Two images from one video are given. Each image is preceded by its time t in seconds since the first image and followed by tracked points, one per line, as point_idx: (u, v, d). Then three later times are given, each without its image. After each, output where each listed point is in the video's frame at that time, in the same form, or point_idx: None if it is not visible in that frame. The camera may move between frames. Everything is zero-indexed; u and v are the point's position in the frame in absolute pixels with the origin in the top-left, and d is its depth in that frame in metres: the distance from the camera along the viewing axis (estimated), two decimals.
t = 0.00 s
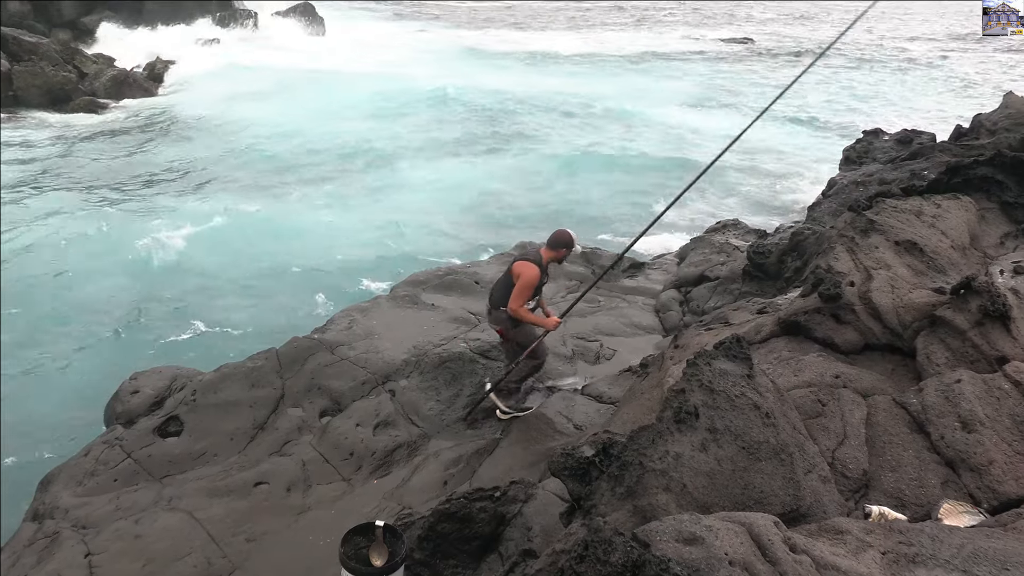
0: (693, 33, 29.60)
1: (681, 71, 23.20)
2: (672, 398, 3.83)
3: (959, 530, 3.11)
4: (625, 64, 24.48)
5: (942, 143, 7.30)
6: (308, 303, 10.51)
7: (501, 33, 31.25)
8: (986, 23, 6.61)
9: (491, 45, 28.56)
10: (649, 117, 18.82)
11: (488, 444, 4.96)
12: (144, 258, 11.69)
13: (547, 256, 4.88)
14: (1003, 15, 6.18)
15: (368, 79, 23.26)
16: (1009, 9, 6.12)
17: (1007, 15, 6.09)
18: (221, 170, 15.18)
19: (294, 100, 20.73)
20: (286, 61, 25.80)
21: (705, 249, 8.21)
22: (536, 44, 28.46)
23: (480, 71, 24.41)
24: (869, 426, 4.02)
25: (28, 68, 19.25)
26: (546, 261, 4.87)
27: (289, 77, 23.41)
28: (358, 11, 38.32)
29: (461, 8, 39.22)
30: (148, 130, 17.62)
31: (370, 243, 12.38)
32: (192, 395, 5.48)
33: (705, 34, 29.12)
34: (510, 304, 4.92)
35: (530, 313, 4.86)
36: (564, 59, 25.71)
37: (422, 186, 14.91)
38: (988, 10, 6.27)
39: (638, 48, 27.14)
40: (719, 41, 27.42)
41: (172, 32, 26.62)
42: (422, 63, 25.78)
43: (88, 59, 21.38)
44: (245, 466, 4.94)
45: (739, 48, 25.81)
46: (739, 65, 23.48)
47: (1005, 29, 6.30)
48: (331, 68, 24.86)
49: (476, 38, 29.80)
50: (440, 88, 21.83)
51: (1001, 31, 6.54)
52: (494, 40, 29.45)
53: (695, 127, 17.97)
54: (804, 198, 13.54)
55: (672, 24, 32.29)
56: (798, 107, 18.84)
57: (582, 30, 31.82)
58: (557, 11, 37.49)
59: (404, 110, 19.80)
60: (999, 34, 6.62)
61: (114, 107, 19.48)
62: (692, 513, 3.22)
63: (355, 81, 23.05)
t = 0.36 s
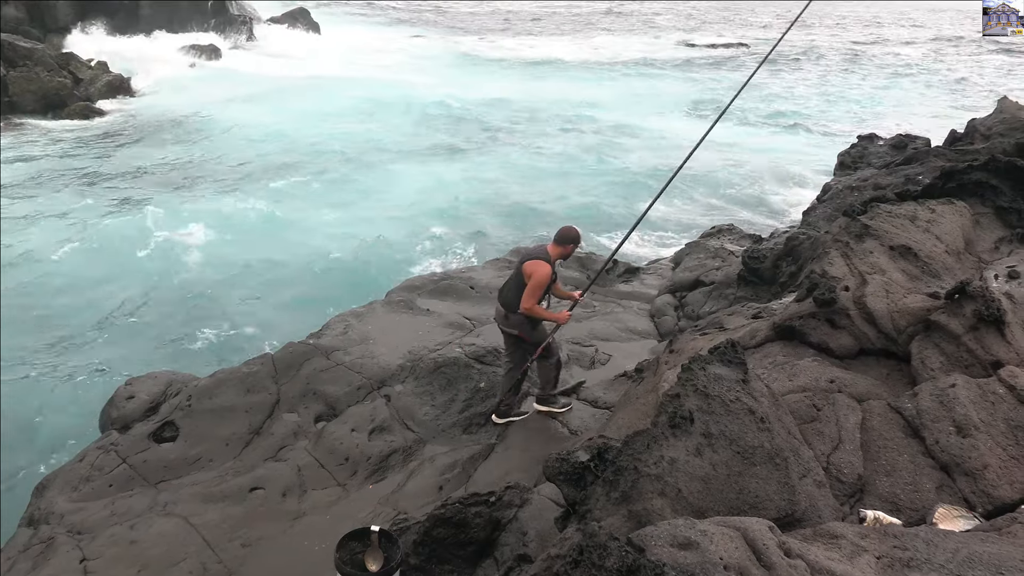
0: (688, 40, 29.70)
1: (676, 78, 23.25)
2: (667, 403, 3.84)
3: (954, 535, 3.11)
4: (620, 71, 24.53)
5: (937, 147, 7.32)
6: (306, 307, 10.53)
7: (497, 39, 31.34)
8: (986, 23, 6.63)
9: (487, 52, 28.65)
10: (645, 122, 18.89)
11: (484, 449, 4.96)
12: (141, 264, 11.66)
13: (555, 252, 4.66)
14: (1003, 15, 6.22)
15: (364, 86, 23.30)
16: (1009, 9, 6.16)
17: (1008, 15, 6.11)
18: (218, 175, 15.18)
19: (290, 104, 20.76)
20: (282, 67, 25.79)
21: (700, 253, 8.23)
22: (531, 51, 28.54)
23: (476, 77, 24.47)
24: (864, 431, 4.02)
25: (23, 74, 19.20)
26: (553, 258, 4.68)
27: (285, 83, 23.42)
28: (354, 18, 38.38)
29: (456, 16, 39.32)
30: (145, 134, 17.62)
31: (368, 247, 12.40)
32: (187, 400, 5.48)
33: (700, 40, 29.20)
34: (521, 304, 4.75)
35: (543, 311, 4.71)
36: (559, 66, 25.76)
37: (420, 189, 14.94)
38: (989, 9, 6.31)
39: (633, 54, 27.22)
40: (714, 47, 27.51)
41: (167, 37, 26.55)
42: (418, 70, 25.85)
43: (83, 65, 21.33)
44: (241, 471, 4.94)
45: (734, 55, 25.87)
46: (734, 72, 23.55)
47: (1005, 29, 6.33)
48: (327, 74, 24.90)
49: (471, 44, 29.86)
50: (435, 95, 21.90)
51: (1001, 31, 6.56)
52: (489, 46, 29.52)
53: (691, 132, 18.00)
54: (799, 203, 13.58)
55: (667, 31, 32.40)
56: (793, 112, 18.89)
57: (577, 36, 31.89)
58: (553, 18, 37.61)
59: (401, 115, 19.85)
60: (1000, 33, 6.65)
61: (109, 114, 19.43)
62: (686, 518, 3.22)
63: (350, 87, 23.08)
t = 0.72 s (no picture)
0: (686, 41, 29.70)
1: (674, 80, 23.26)
2: (665, 405, 3.85)
3: (952, 536, 3.11)
4: (619, 73, 24.54)
5: (935, 150, 7.32)
6: (304, 309, 10.54)
7: (495, 41, 31.33)
8: (986, 23, 6.62)
9: (485, 54, 28.62)
10: (644, 124, 18.89)
11: (482, 451, 4.96)
12: (140, 267, 11.66)
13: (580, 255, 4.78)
14: (1003, 15, 6.21)
15: (362, 88, 23.26)
16: (1009, 9, 6.16)
17: (1007, 15, 6.11)
18: (216, 176, 15.16)
19: (289, 106, 20.73)
20: (279, 70, 25.78)
21: (698, 255, 8.23)
22: (530, 53, 28.56)
23: (475, 80, 24.47)
24: (862, 433, 4.03)
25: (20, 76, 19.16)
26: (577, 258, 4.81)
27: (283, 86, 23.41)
28: (352, 20, 38.38)
29: (455, 18, 39.32)
30: (143, 135, 17.59)
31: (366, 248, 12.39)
32: (186, 402, 5.49)
33: (698, 42, 29.20)
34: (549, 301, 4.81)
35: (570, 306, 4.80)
36: (557, 68, 25.75)
37: (419, 190, 14.93)
38: (989, 9, 6.31)
39: (632, 57, 27.21)
40: (712, 49, 27.53)
41: (165, 39, 26.54)
42: (416, 73, 25.83)
43: (80, 67, 21.24)
44: (239, 473, 4.94)
45: (733, 57, 25.89)
46: (732, 74, 23.55)
47: (1005, 29, 6.33)
48: (326, 77, 24.91)
49: (470, 46, 29.86)
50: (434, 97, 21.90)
51: (1001, 31, 6.56)
52: (488, 48, 29.51)
53: (689, 134, 17.99)
54: (798, 205, 13.58)
55: (665, 32, 32.40)
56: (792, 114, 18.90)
57: (576, 38, 31.88)
58: (551, 20, 37.61)
59: (399, 117, 19.84)
60: (1000, 34, 6.65)
61: (106, 116, 19.37)
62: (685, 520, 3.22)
63: (347, 89, 23.07)
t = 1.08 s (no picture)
0: (685, 40, 29.66)
1: (674, 79, 23.21)
2: (665, 403, 3.85)
3: (952, 534, 3.11)
4: (619, 72, 24.52)
5: (934, 148, 7.32)
6: (304, 309, 10.53)
7: (494, 40, 31.26)
8: (986, 23, 6.64)
9: (484, 53, 28.56)
10: (643, 124, 18.86)
11: (481, 451, 4.96)
12: (139, 268, 11.64)
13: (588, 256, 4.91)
14: (1003, 15, 6.22)
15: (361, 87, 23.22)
16: (1009, 9, 6.17)
17: (1007, 15, 6.12)
18: (216, 176, 15.14)
19: (288, 106, 20.70)
20: (278, 69, 25.73)
21: (698, 254, 8.23)
22: (529, 52, 28.50)
23: (474, 79, 24.41)
24: (861, 430, 4.03)
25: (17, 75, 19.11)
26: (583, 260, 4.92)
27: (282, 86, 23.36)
28: (351, 20, 38.29)
29: (454, 17, 39.24)
30: (142, 134, 17.52)
31: (366, 248, 12.39)
32: (185, 401, 5.48)
33: (697, 41, 29.15)
34: (557, 297, 4.89)
35: (578, 304, 4.88)
36: (556, 68, 25.73)
37: (418, 190, 14.92)
38: (989, 10, 6.32)
39: (631, 56, 27.18)
40: (711, 48, 27.49)
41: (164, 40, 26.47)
42: (415, 72, 25.78)
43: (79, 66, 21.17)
44: (239, 473, 4.94)
45: (732, 56, 25.86)
46: (732, 73, 23.51)
47: (1005, 29, 6.35)
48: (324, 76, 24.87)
49: (469, 45, 29.79)
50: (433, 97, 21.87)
51: (1001, 31, 6.57)
52: (487, 47, 29.46)
53: (688, 133, 17.95)
54: (797, 203, 13.57)
55: (664, 31, 32.37)
56: (791, 112, 18.87)
57: (575, 38, 31.83)
58: (550, 19, 37.56)
59: (399, 116, 19.84)
60: (1000, 33, 6.67)
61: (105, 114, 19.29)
62: (684, 518, 3.22)
63: (346, 89, 23.03)
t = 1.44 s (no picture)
0: (686, 40, 29.61)
1: (674, 79, 23.18)
2: (664, 403, 3.85)
3: (950, 533, 3.12)
4: (618, 72, 24.50)
5: (932, 147, 7.32)
6: (302, 309, 10.52)
7: (494, 40, 31.22)
8: (986, 23, 6.65)
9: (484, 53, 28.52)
10: (642, 123, 18.84)
11: (480, 450, 4.96)
12: (136, 266, 11.64)
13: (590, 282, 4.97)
14: (1003, 14, 6.23)
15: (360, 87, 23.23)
16: (1009, 9, 6.18)
17: (1008, 16, 6.13)
18: (213, 175, 15.11)
19: (286, 106, 20.68)
20: (277, 69, 25.65)
21: (696, 253, 8.24)
22: (528, 52, 28.46)
23: (473, 79, 24.38)
24: (860, 429, 4.03)
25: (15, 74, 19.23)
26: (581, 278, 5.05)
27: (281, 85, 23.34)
28: (350, 19, 38.22)
29: (453, 17, 39.16)
30: (139, 133, 17.48)
31: (365, 248, 12.37)
32: (184, 402, 5.47)
33: (697, 40, 29.14)
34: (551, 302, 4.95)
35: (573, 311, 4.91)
36: (556, 67, 25.69)
37: (417, 189, 14.91)
38: (989, 10, 6.32)
39: (631, 55, 27.15)
40: (711, 48, 27.43)
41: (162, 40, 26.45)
42: (415, 72, 25.71)
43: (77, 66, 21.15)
44: (237, 473, 4.93)
45: (731, 55, 25.84)
46: (732, 72, 23.47)
47: (1005, 29, 6.35)
48: (323, 76, 24.82)
49: (469, 44, 29.74)
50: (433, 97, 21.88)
51: (1001, 31, 6.58)
52: (486, 46, 29.40)
53: (687, 132, 17.93)
54: (796, 203, 13.56)
55: (664, 30, 32.32)
56: (790, 111, 18.86)
57: (574, 37, 31.77)
58: (549, 19, 37.49)
59: (397, 116, 19.81)
60: (999, 34, 6.67)
61: (102, 111, 19.23)
62: (684, 518, 3.23)
63: (346, 89, 23.02)
